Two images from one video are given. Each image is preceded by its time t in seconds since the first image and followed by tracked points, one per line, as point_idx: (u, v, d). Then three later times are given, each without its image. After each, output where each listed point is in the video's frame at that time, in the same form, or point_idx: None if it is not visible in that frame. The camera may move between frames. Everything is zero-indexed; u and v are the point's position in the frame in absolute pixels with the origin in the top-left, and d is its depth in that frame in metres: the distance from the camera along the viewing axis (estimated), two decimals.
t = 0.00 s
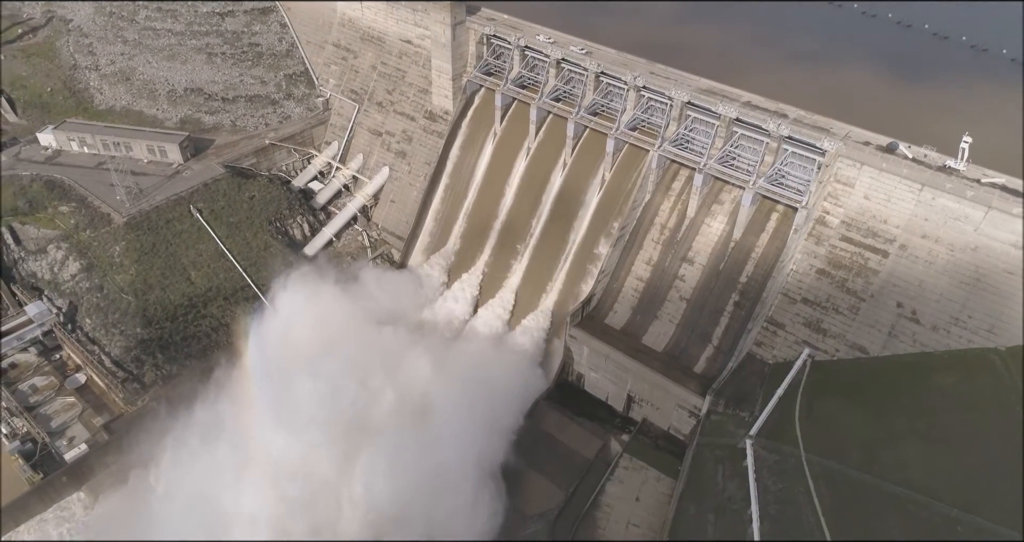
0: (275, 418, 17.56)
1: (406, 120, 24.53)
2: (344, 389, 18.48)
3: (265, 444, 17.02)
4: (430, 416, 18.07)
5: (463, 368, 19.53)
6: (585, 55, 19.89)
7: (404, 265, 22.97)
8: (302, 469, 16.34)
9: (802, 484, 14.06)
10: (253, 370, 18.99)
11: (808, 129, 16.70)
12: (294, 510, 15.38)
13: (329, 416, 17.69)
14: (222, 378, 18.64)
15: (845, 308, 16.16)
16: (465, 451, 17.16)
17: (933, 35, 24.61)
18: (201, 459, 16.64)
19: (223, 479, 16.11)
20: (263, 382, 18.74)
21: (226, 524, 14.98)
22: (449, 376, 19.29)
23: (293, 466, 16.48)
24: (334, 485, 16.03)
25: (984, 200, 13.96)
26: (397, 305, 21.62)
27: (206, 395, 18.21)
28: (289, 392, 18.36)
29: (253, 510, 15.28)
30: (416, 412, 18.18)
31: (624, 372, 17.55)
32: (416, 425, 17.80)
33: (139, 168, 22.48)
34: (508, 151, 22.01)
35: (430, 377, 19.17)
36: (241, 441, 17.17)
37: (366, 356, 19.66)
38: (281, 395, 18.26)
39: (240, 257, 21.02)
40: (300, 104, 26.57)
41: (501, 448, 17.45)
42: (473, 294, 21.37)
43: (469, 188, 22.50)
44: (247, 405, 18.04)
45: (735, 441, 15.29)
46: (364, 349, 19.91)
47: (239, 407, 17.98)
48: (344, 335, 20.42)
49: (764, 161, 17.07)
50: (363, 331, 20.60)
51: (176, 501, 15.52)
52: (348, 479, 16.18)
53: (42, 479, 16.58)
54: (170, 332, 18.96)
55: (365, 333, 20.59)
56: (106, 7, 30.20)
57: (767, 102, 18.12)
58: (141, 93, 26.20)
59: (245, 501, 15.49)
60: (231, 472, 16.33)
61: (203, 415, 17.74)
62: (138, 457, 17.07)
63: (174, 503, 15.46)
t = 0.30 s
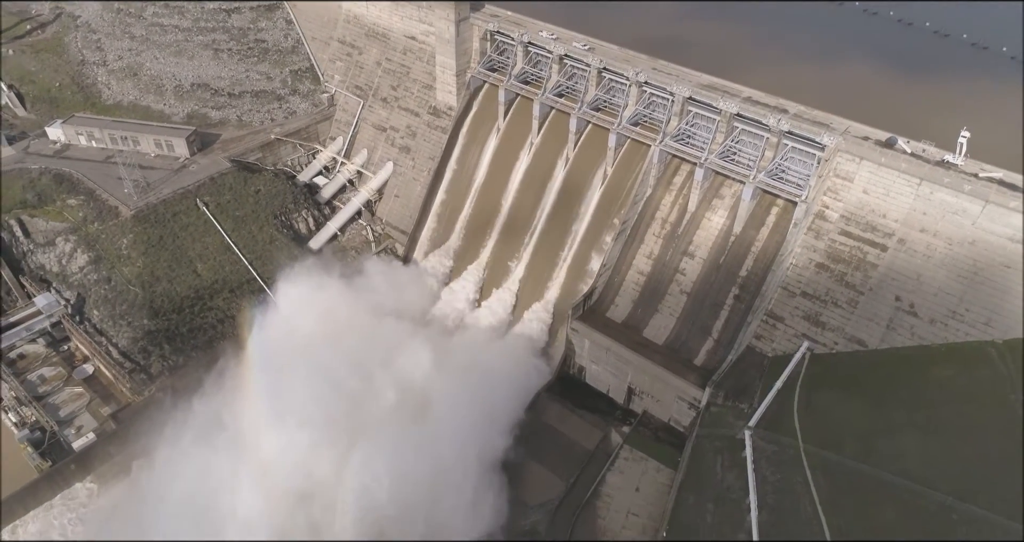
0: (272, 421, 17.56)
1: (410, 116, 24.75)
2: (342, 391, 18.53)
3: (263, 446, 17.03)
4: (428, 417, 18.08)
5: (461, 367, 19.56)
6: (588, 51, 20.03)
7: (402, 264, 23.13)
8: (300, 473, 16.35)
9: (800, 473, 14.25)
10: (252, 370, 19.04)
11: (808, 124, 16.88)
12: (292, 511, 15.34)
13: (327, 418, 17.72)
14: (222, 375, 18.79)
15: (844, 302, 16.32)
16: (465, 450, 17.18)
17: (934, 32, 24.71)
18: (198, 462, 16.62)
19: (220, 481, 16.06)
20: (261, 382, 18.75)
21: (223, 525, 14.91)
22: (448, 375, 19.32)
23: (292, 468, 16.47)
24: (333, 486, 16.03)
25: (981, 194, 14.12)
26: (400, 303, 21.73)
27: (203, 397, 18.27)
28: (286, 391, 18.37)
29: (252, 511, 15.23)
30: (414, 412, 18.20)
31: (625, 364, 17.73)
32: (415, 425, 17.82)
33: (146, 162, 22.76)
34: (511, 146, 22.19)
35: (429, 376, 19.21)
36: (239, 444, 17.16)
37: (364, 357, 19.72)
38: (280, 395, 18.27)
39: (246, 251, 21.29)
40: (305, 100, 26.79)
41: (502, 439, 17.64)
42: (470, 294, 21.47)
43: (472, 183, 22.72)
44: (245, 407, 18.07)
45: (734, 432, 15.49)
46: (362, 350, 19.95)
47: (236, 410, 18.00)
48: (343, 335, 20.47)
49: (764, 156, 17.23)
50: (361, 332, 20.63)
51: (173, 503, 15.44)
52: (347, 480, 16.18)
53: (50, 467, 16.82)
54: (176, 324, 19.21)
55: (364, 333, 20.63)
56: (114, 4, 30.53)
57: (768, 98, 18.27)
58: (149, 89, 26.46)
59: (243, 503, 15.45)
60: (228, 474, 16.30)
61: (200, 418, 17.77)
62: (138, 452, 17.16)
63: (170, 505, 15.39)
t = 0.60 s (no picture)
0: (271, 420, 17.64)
1: (418, 112, 24.99)
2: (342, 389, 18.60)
3: (262, 446, 17.11)
4: (427, 416, 18.13)
5: (461, 364, 19.60)
6: (594, 47, 20.33)
7: (403, 261, 23.24)
8: (299, 474, 16.46)
9: (801, 466, 14.46)
10: (252, 367, 19.09)
11: (812, 120, 17.04)
12: (292, 513, 15.48)
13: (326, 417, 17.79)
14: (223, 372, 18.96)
15: (847, 297, 16.45)
16: (464, 448, 17.24)
17: (940, 31, 24.74)
18: (197, 462, 16.69)
19: (219, 480, 16.18)
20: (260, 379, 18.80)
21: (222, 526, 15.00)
22: (446, 374, 19.37)
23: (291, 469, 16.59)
24: (331, 488, 16.15)
25: (984, 190, 14.21)
26: (407, 298, 21.92)
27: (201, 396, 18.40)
28: (286, 389, 18.44)
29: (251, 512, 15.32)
30: (413, 411, 18.26)
31: (629, 358, 17.90)
32: (413, 424, 17.89)
33: (158, 156, 23.07)
34: (518, 142, 22.38)
35: (429, 374, 19.26)
36: (238, 442, 17.29)
37: (363, 356, 19.79)
38: (279, 393, 18.31)
39: (256, 243, 21.65)
40: (315, 95, 27.05)
41: (506, 430, 17.67)
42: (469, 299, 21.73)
43: (479, 178, 22.92)
44: (245, 406, 18.14)
45: (737, 424, 15.67)
46: (361, 348, 20.03)
47: (235, 409, 18.09)
48: (343, 333, 20.55)
49: (768, 152, 17.48)
50: (361, 330, 20.69)
51: (172, 504, 15.52)
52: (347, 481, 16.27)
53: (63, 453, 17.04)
54: (187, 315, 19.55)
55: (365, 330, 20.70)
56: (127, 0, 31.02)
57: (772, 94, 18.40)
58: (160, 83, 26.77)
59: (242, 503, 15.54)
60: (227, 474, 16.38)
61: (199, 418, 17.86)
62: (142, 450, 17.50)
63: (169, 506, 15.48)
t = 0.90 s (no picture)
0: (272, 422, 17.73)
1: (428, 107, 25.21)
2: (343, 388, 18.64)
3: (261, 448, 17.15)
4: (427, 415, 18.14)
5: (463, 363, 19.63)
6: (603, 44, 20.40)
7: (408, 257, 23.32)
8: (298, 477, 16.50)
9: (804, 458, 14.61)
10: (255, 364, 19.18)
11: (819, 117, 17.03)
12: (289, 512, 15.58)
13: (327, 418, 17.85)
14: (227, 371, 19.17)
15: (852, 293, 16.56)
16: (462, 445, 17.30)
17: (950, 30, 24.73)
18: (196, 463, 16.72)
19: (221, 474, 16.40)
20: (263, 378, 18.90)
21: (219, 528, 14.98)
22: (448, 373, 19.39)
23: (290, 473, 16.65)
24: (328, 492, 16.16)
25: (988, 186, 14.27)
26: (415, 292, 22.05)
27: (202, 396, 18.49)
28: (288, 388, 18.50)
29: (248, 513, 15.33)
30: (414, 411, 18.28)
31: (634, 351, 18.06)
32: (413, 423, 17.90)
33: (171, 149, 23.44)
34: (526, 138, 22.59)
35: (432, 371, 19.38)
36: (242, 437, 17.55)
37: (366, 353, 19.82)
38: (281, 394, 18.40)
39: (266, 236, 21.96)
40: (326, 91, 27.31)
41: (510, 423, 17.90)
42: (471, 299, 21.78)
43: (487, 174, 23.14)
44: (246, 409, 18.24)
45: (740, 417, 15.82)
46: (364, 345, 20.07)
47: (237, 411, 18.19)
48: (346, 330, 20.58)
49: (775, 148, 17.58)
50: (365, 326, 20.72)
51: (170, 504, 15.54)
52: (345, 483, 16.28)
53: (77, 439, 17.39)
54: (198, 306, 19.89)
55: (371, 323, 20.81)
56: None
57: (779, 91, 18.50)
58: (174, 78, 27.13)
59: (240, 505, 15.54)
60: (225, 475, 16.40)
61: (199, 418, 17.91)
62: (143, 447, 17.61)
63: (167, 507, 15.50)
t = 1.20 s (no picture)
0: (274, 420, 17.68)
1: (439, 103, 25.45)
2: (347, 385, 18.57)
3: (262, 446, 17.09)
4: (430, 416, 18.06)
5: (468, 364, 19.60)
6: (613, 41, 20.66)
7: (414, 256, 23.33)
8: (299, 475, 16.48)
9: (808, 451, 14.82)
10: (263, 359, 19.32)
11: (827, 114, 17.17)
12: (288, 504, 15.68)
13: (329, 414, 17.78)
14: (236, 360, 19.41)
15: (858, 289, 16.65)
16: (464, 445, 17.37)
17: (962, 30, 24.71)
18: (197, 461, 16.70)
19: (223, 467, 16.57)
20: (267, 374, 18.88)
21: (217, 529, 14.92)
22: (452, 375, 19.34)
23: (290, 472, 16.58)
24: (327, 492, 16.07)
25: (995, 183, 14.35)
26: (423, 287, 22.19)
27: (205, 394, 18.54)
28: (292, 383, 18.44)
29: (247, 513, 15.26)
30: (417, 410, 18.21)
31: (641, 345, 18.20)
32: (416, 423, 17.83)
33: (186, 143, 23.82)
34: (536, 134, 22.78)
35: (436, 367, 19.43)
36: (246, 428, 17.68)
37: (371, 349, 19.75)
38: (284, 390, 18.34)
39: (279, 228, 22.29)
40: (338, 86, 27.59)
41: (517, 416, 18.00)
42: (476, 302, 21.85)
43: (497, 169, 23.35)
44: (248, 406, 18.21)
45: (745, 410, 15.98)
46: (369, 341, 20.01)
47: (238, 410, 18.16)
48: (351, 326, 20.52)
49: (784, 145, 17.53)
50: (370, 323, 20.66)
51: (169, 505, 15.51)
52: (345, 481, 16.19)
53: (91, 425, 17.74)
54: (212, 296, 20.26)
55: (378, 317, 20.91)
56: None
57: (788, 88, 18.61)
58: (189, 73, 27.49)
59: (239, 505, 15.46)
60: (224, 474, 16.34)
61: (200, 418, 17.91)
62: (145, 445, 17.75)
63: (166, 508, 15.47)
